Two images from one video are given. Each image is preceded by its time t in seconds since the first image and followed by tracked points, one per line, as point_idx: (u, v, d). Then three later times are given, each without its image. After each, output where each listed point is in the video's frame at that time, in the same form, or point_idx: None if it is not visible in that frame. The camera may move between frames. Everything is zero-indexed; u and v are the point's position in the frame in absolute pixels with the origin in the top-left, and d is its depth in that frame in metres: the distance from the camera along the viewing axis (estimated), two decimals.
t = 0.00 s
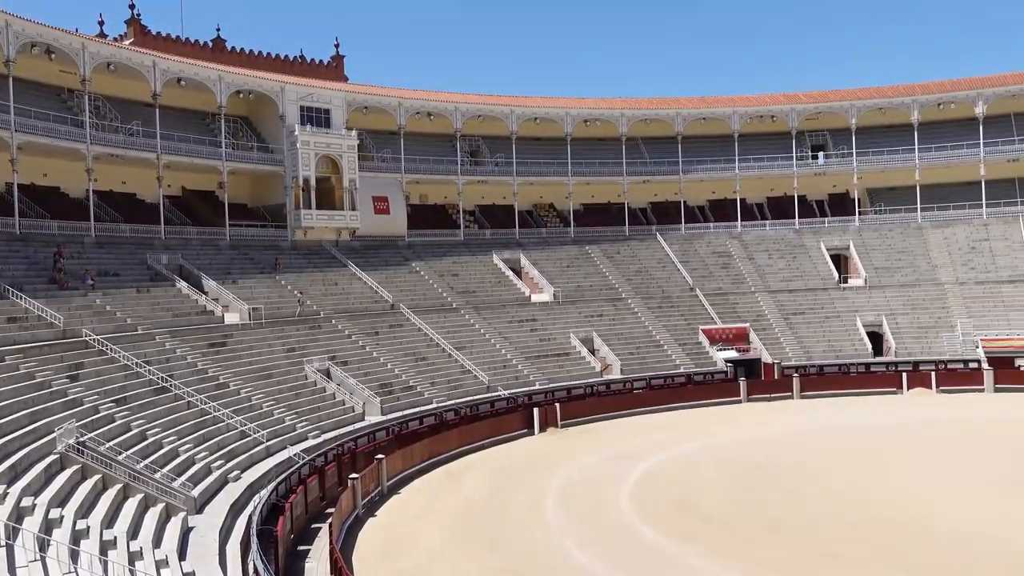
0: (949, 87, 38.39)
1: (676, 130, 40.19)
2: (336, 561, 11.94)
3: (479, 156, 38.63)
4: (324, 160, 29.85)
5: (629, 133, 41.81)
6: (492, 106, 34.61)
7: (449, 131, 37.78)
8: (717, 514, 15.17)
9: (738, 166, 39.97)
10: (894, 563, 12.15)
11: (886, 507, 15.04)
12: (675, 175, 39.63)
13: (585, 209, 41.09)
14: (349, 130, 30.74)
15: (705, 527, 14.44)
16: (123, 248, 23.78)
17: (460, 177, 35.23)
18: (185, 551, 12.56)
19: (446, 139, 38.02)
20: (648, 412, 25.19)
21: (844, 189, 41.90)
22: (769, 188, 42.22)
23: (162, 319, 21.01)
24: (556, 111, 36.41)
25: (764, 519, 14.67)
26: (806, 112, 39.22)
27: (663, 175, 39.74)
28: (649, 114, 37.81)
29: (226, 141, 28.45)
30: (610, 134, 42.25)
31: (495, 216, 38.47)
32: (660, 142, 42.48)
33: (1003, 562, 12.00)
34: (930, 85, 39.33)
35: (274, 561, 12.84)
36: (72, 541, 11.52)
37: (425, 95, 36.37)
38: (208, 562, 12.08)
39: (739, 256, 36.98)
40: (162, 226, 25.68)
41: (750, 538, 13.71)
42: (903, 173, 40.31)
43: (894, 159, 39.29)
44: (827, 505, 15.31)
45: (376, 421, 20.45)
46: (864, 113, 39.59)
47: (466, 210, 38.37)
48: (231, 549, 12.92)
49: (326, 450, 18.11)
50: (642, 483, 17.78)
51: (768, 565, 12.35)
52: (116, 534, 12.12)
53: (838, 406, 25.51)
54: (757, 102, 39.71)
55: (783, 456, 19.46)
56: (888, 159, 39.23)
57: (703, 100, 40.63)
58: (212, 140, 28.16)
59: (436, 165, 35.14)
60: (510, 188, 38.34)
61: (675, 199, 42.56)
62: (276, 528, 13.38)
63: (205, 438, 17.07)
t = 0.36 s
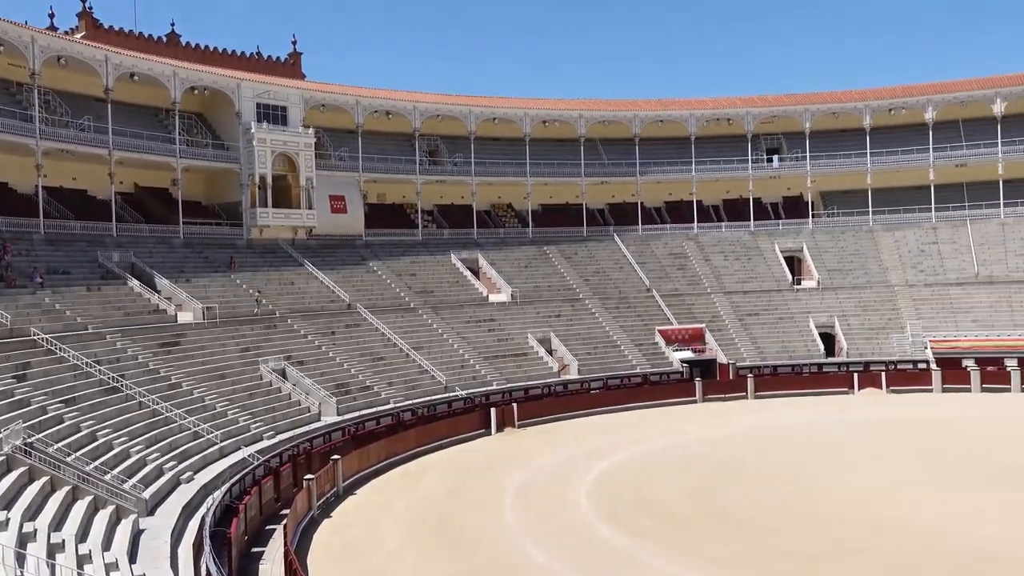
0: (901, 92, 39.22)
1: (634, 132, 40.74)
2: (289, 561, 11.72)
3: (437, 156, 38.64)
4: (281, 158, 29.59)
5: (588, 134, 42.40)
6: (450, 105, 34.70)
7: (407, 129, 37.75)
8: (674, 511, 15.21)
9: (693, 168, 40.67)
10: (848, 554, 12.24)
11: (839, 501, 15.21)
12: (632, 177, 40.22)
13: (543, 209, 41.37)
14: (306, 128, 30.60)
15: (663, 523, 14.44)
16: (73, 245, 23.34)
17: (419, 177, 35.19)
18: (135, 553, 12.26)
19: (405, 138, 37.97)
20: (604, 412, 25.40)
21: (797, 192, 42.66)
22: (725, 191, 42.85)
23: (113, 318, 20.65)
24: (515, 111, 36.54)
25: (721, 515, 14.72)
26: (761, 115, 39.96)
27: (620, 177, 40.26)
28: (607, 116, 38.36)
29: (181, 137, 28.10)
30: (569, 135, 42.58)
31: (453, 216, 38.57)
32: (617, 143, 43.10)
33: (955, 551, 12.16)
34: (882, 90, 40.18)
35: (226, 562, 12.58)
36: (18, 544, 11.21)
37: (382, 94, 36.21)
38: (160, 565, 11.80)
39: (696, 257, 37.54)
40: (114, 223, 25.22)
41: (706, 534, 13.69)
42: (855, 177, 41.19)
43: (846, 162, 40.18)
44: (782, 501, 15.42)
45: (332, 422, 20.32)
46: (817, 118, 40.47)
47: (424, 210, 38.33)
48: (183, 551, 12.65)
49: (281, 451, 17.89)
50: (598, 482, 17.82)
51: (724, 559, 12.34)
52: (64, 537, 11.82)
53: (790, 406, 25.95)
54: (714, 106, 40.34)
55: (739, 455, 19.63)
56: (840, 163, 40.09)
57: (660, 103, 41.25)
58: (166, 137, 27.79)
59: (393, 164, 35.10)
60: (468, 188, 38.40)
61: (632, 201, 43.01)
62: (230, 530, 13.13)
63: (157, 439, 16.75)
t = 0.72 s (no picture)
0: (849, 100, 40.28)
1: (589, 135, 41.18)
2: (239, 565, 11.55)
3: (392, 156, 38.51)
4: (233, 157, 29.17)
5: (542, 136, 42.72)
6: (406, 106, 34.57)
7: (362, 129, 37.53)
8: (626, 512, 15.37)
9: (647, 172, 41.24)
10: (795, 551, 12.50)
11: (787, 500, 15.52)
12: (587, 179, 40.63)
13: (498, 211, 41.52)
14: (259, 127, 30.20)
15: (616, 524, 14.58)
16: (16, 243, 22.72)
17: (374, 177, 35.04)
18: (79, 559, 11.97)
19: (360, 138, 37.75)
20: (558, 414, 25.61)
21: (749, 197, 43.51)
22: (677, 195, 43.48)
23: (58, 318, 20.15)
24: (471, 113, 36.61)
25: (672, 516, 14.91)
26: (714, 120, 40.73)
27: (575, 179, 40.63)
28: (561, 119, 38.71)
29: (130, 134, 27.56)
30: (525, 137, 42.80)
31: (407, 217, 38.51)
32: (572, 146, 43.49)
33: (898, 546, 12.51)
34: (831, 98, 41.20)
35: (174, 568, 12.32)
36: None
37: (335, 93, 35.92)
38: (105, 570, 11.54)
39: (648, 260, 38.07)
40: (59, 221, 24.62)
41: (658, 535, 13.82)
42: (804, 183, 42.21)
43: (795, 168, 41.23)
44: (732, 501, 15.69)
45: (284, 424, 20.12)
46: (768, 123, 41.39)
47: (379, 210, 38.18)
48: (129, 556, 12.39)
49: (231, 453, 17.63)
50: (550, 484, 17.95)
51: (675, 558, 12.49)
52: (5, 544, 11.48)
53: (739, 407, 26.48)
54: (668, 110, 40.98)
55: (689, 456, 19.96)
56: (789, 169, 41.16)
57: (614, 106, 41.74)
58: (115, 134, 27.27)
59: (347, 164, 34.86)
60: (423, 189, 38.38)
61: (587, 204, 43.44)
62: (178, 534, 12.90)
63: (103, 442, 16.37)
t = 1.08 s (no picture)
0: (793, 104, 41.35)
1: (538, 136, 41.49)
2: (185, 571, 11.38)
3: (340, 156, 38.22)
4: (177, 156, 28.62)
5: (492, 137, 42.89)
6: (354, 106, 34.36)
7: (310, 129, 37.18)
8: (574, 512, 15.55)
9: (596, 173, 41.74)
10: (738, 547, 12.83)
11: (732, 498, 15.90)
12: (537, 181, 40.93)
13: (447, 212, 41.55)
14: (205, 127, 29.69)
15: (564, 524, 14.74)
16: None
17: (322, 178, 34.76)
18: (16, 568, 11.64)
19: (308, 137, 37.39)
20: (507, 415, 25.76)
21: (696, 199, 44.26)
22: (626, 197, 44.04)
23: None
24: (420, 113, 36.56)
25: (620, 515, 15.14)
26: (662, 123, 41.44)
27: (525, 181, 40.89)
28: (510, 121, 38.94)
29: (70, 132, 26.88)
30: (475, 138, 42.87)
31: (355, 218, 38.27)
32: (522, 147, 43.73)
33: (837, 539, 12.93)
34: (775, 102, 42.24)
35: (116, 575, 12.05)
36: None
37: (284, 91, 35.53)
38: None
39: (597, 261, 38.54)
40: None
41: (607, 534, 14.01)
42: (750, 186, 43.19)
43: (741, 171, 42.21)
44: (679, 500, 15.99)
45: (230, 427, 19.83)
46: (715, 126, 42.25)
47: (327, 211, 37.86)
48: (69, 564, 12.08)
49: (175, 458, 17.29)
50: (498, 485, 18.07)
51: (623, 557, 12.70)
52: None
53: (685, 407, 27.02)
54: (616, 112, 41.55)
55: (635, 456, 20.30)
56: (735, 171, 42.12)
57: (563, 108, 42.12)
58: (54, 131, 26.58)
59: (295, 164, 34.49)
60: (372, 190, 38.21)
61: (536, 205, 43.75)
62: (120, 540, 12.62)
63: (42, 447, 15.91)
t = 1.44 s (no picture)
0: (742, 107, 42.24)
1: (490, 137, 41.67)
2: None
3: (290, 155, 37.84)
4: (122, 154, 28.07)
5: (444, 138, 42.91)
6: (305, 105, 34.06)
7: (259, 127, 36.71)
8: (525, 512, 15.70)
9: (548, 174, 42.07)
10: (684, 544, 13.12)
11: (679, 496, 16.23)
12: (489, 181, 41.06)
13: (399, 212, 41.44)
14: (151, 124, 29.03)
15: (516, 525, 14.88)
16: None
17: (272, 177, 34.37)
18: None
19: (257, 136, 36.93)
20: (459, 416, 25.82)
21: (646, 201, 45.07)
22: (578, 198, 44.41)
23: None
24: (371, 112, 36.39)
25: (570, 515, 15.33)
26: (612, 125, 41.99)
27: (477, 181, 41.00)
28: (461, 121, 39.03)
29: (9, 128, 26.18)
30: (426, 137, 42.83)
31: (305, 218, 37.93)
32: (474, 148, 43.86)
33: (779, 535, 13.34)
34: (724, 105, 43.14)
35: None
36: None
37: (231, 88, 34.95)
38: None
39: (549, 262, 38.87)
40: None
41: (557, 534, 14.16)
42: (700, 188, 44.02)
43: (691, 173, 43.00)
44: (628, 499, 16.25)
45: (176, 430, 19.49)
46: (665, 129, 42.95)
47: (276, 210, 37.45)
48: (8, 571, 11.77)
49: (120, 461, 16.95)
50: (448, 486, 18.14)
51: (572, 556, 12.87)
52: None
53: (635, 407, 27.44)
54: (568, 113, 41.96)
55: (585, 455, 20.58)
56: (684, 173, 42.89)
57: (515, 109, 42.38)
58: None
59: (244, 162, 34.04)
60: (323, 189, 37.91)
61: (488, 205, 43.93)
62: (62, 546, 12.34)
63: None
